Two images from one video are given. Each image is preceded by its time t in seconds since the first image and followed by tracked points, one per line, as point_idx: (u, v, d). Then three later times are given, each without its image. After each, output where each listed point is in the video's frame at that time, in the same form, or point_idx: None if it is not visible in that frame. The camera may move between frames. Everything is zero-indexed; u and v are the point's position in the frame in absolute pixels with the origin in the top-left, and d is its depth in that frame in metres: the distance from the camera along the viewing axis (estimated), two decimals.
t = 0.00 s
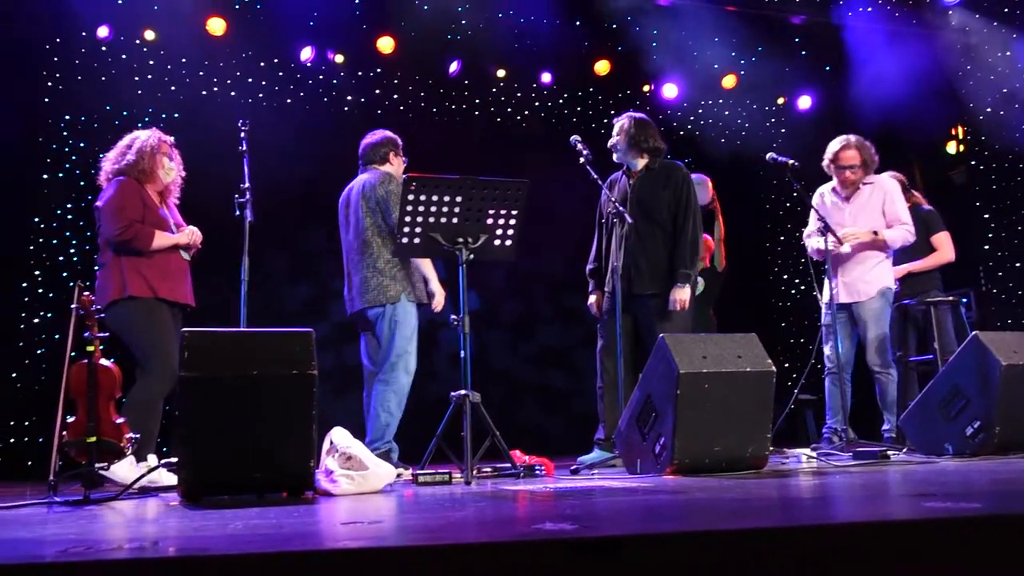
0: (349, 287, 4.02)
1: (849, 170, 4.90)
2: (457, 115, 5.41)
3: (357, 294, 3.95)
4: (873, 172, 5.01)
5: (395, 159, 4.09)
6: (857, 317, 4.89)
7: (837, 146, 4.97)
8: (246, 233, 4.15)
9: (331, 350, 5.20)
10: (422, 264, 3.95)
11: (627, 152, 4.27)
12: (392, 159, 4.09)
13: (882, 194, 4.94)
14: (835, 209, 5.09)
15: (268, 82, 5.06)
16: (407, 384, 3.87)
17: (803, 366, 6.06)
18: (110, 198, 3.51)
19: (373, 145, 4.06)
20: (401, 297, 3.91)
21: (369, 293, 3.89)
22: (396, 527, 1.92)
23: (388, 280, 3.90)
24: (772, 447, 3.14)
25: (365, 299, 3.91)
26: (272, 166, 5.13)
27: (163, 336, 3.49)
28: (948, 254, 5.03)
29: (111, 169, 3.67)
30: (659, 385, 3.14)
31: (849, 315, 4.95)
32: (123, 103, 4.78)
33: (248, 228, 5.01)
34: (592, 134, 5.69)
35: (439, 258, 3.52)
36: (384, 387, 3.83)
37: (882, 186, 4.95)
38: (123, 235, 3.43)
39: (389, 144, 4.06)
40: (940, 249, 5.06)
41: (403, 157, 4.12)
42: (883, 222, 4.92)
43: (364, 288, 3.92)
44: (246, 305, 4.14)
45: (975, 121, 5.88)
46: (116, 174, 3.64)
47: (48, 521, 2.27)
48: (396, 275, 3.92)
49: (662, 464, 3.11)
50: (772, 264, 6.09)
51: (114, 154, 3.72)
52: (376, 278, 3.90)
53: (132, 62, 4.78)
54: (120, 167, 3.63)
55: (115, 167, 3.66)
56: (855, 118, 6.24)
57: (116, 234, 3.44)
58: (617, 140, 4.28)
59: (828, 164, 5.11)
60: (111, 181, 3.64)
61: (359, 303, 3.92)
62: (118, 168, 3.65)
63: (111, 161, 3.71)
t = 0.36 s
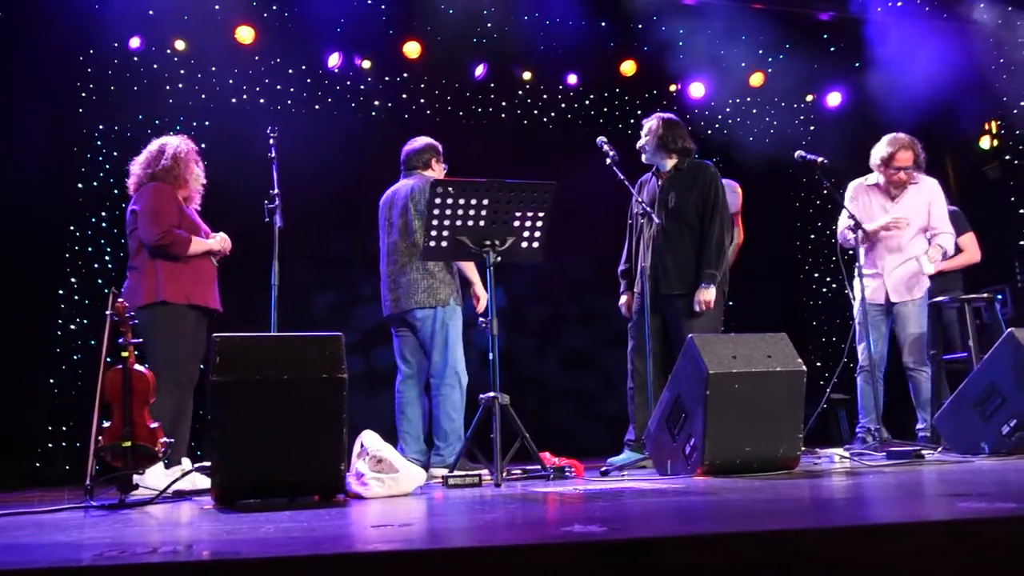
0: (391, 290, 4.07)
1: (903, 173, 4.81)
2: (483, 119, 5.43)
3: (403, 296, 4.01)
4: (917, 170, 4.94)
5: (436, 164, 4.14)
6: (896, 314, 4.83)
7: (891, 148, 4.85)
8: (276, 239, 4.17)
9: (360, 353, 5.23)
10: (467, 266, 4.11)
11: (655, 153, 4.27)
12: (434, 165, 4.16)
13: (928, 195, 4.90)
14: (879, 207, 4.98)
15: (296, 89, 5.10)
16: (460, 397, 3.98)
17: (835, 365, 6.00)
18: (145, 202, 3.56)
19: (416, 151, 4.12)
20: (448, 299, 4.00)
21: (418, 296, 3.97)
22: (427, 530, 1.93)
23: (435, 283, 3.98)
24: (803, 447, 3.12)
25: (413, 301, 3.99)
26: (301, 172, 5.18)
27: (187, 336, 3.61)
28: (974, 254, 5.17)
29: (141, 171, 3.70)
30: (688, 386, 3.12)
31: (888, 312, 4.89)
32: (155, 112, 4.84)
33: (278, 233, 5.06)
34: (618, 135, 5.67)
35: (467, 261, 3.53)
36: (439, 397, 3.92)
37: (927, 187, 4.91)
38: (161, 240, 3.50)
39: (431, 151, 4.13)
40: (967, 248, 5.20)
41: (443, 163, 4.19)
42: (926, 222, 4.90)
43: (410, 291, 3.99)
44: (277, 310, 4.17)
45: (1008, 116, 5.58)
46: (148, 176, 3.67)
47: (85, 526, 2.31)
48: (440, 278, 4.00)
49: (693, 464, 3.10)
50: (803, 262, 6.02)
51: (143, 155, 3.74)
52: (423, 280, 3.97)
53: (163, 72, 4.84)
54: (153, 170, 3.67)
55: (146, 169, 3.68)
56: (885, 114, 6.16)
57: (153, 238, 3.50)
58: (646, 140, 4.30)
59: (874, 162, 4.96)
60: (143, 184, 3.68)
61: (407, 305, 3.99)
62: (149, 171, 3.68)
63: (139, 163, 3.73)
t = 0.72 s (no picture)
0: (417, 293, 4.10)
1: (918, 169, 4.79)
2: (492, 119, 5.44)
3: (433, 299, 4.05)
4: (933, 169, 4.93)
5: (465, 168, 4.15)
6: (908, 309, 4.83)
7: (908, 142, 4.85)
8: (287, 241, 4.18)
9: (371, 353, 5.25)
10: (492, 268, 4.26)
11: (666, 152, 4.28)
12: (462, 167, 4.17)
13: (943, 194, 4.88)
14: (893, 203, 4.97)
15: (305, 91, 5.12)
16: (478, 402, 4.01)
17: (847, 363, 5.98)
18: (158, 202, 3.57)
19: (448, 150, 4.13)
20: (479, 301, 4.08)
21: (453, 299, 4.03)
22: (439, 531, 1.94)
23: (467, 286, 4.05)
24: (816, 445, 3.11)
25: (445, 304, 4.04)
26: (312, 174, 5.20)
27: (194, 338, 3.64)
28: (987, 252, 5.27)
29: (152, 170, 3.71)
30: (699, 384, 3.12)
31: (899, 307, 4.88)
32: (166, 115, 4.88)
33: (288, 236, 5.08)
34: (628, 134, 5.67)
35: (478, 262, 3.54)
36: (456, 396, 3.99)
37: (943, 186, 4.88)
38: (174, 242, 3.53)
39: (462, 153, 4.13)
40: (979, 247, 5.29)
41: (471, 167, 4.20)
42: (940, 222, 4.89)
43: (445, 294, 4.04)
44: (289, 312, 4.18)
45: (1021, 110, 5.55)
46: (159, 175, 3.68)
47: (101, 527, 2.33)
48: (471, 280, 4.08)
49: (705, 463, 3.09)
50: (813, 259, 6.00)
51: (154, 154, 3.74)
52: (457, 283, 4.03)
53: (173, 75, 4.88)
54: (165, 170, 3.68)
55: (157, 167, 3.69)
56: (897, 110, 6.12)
57: (166, 240, 3.52)
58: (658, 139, 4.30)
59: (891, 156, 4.96)
60: (153, 182, 3.68)
61: (439, 307, 4.03)
62: (161, 170, 3.69)
63: (149, 161, 3.74)
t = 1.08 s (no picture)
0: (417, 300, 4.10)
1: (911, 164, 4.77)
2: (493, 121, 5.44)
3: (435, 304, 4.06)
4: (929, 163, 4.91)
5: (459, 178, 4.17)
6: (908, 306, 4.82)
7: (893, 137, 4.86)
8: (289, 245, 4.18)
9: (373, 356, 5.25)
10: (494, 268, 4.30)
11: (667, 154, 4.28)
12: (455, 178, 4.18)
13: (941, 188, 4.86)
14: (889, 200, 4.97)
15: (306, 94, 5.12)
16: (483, 403, 4.03)
17: (850, 362, 5.97)
18: (161, 205, 3.57)
19: (445, 159, 4.15)
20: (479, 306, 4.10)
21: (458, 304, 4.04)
22: (442, 533, 1.94)
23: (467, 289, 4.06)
24: (819, 445, 3.10)
25: (448, 310, 4.04)
26: (314, 177, 5.20)
27: (194, 342, 3.64)
28: (995, 250, 5.27)
29: (153, 171, 3.70)
30: (703, 384, 3.11)
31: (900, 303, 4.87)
32: (168, 120, 4.89)
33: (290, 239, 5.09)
34: (628, 135, 5.67)
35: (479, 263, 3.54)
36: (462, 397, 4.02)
37: (943, 180, 4.86)
38: (178, 245, 3.53)
39: (459, 162, 4.15)
40: (986, 245, 5.29)
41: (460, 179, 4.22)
42: (941, 217, 4.87)
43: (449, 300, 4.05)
44: (291, 316, 4.18)
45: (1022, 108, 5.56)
46: (161, 177, 3.68)
47: (106, 531, 2.34)
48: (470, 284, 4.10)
49: (708, 464, 3.09)
50: (815, 259, 5.99)
51: (156, 155, 3.74)
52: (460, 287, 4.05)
53: (174, 80, 4.89)
54: (167, 173, 3.69)
55: (159, 169, 3.69)
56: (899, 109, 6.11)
57: (170, 243, 3.52)
58: (658, 141, 4.29)
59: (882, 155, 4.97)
60: (154, 184, 3.68)
61: (443, 313, 4.04)
62: (162, 172, 3.69)
63: (150, 162, 3.73)
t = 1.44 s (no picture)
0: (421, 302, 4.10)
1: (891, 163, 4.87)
2: (498, 123, 5.44)
3: (446, 308, 4.05)
4: (921, 159, 4.92)
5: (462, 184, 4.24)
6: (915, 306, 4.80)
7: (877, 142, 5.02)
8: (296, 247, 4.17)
9: (380, 358, 5.24)
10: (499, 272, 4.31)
11: (673, 155, 4.27)
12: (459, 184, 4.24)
13: (940, 186, 4.83)
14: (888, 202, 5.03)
15: (311, 97, 5.13)
16: (489, 404, 4.01)
17: (859, 363, 5.93)
18: (170, 207, 3.58)
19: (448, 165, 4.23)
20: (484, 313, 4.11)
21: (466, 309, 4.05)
22: (450, 536, 1.93)
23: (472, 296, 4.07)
24: (829, 446, 3.09)
25: (456, 312, 4.05)
26: (320, 180, 5.20)
27: (201, 345, 3.64)
28: (1008, 250, 5.22)
29: (159, 174, 3.71)
30: (712, 385, 3.10)
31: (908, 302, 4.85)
32: (174, 123, 4.89)
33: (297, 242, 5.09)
34: (634, 136, 5.66)
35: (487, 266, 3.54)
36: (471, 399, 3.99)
37: (940, 178, 4.84)
38: (188, 247, 3.53)
39: (460, 167, 4.22)
40: (999, 246, 5.26)
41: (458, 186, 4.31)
42: (942, 215, 4.83)
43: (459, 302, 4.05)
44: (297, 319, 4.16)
45: None
46: (168, 180, 3.69)
47: (115, 535, 2.33)
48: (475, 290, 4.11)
49: (718, 465, 3.08)
50: (822, 259, 5.97)
51: (160, 159, 3.75)
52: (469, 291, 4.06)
53: (180, 84, 4.89)
54: (173, 175, 3.69)
55: (166, 172, 3.69)
56: (905, 109, 6.09)
57: (180, 245, 3.52)
58: (665, 142, 4.29)
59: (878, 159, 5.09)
60: (160, 187, 3.68)
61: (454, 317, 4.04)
62: (169, 175, 3.69)
63: (156, 165, 3.74)
